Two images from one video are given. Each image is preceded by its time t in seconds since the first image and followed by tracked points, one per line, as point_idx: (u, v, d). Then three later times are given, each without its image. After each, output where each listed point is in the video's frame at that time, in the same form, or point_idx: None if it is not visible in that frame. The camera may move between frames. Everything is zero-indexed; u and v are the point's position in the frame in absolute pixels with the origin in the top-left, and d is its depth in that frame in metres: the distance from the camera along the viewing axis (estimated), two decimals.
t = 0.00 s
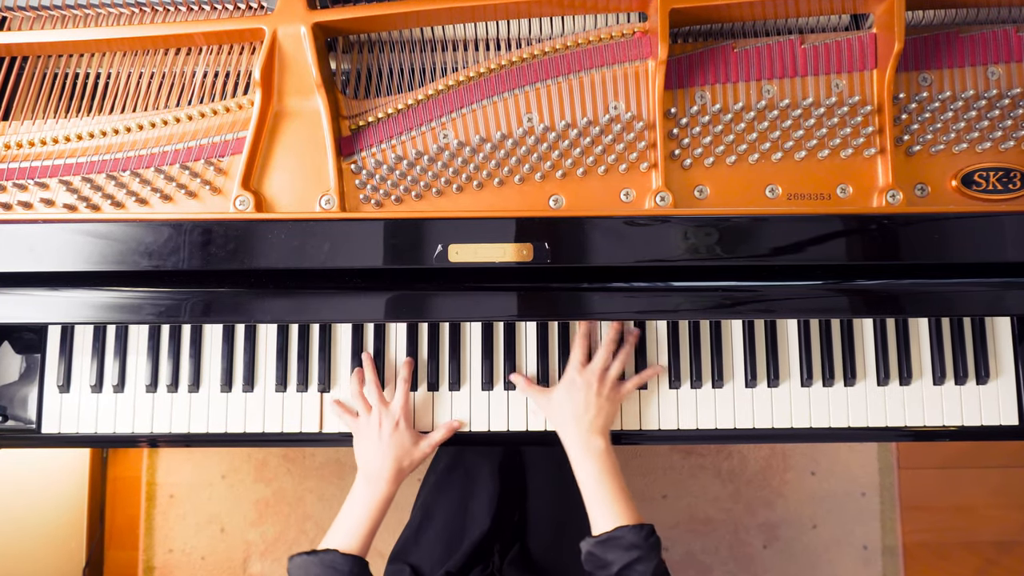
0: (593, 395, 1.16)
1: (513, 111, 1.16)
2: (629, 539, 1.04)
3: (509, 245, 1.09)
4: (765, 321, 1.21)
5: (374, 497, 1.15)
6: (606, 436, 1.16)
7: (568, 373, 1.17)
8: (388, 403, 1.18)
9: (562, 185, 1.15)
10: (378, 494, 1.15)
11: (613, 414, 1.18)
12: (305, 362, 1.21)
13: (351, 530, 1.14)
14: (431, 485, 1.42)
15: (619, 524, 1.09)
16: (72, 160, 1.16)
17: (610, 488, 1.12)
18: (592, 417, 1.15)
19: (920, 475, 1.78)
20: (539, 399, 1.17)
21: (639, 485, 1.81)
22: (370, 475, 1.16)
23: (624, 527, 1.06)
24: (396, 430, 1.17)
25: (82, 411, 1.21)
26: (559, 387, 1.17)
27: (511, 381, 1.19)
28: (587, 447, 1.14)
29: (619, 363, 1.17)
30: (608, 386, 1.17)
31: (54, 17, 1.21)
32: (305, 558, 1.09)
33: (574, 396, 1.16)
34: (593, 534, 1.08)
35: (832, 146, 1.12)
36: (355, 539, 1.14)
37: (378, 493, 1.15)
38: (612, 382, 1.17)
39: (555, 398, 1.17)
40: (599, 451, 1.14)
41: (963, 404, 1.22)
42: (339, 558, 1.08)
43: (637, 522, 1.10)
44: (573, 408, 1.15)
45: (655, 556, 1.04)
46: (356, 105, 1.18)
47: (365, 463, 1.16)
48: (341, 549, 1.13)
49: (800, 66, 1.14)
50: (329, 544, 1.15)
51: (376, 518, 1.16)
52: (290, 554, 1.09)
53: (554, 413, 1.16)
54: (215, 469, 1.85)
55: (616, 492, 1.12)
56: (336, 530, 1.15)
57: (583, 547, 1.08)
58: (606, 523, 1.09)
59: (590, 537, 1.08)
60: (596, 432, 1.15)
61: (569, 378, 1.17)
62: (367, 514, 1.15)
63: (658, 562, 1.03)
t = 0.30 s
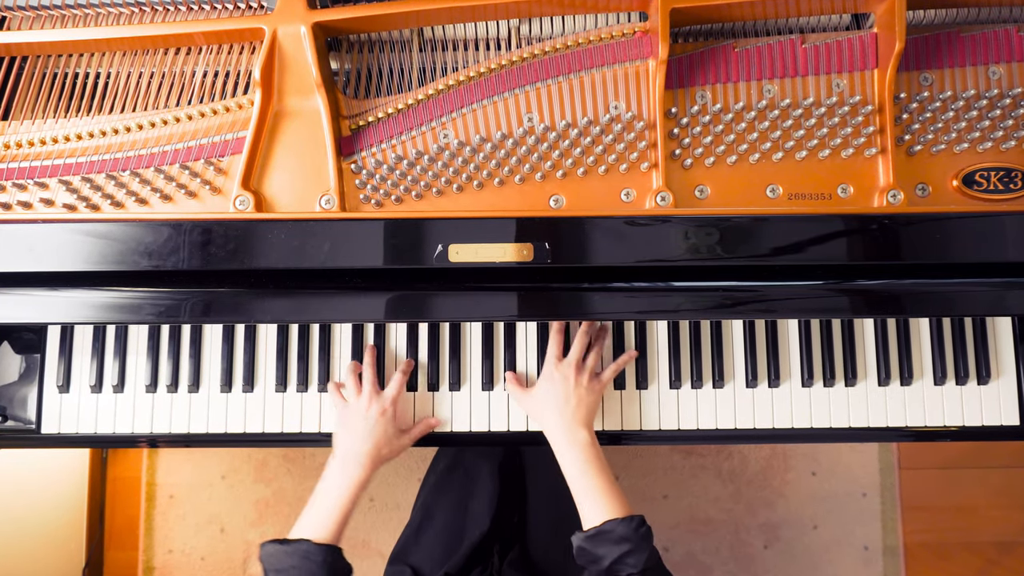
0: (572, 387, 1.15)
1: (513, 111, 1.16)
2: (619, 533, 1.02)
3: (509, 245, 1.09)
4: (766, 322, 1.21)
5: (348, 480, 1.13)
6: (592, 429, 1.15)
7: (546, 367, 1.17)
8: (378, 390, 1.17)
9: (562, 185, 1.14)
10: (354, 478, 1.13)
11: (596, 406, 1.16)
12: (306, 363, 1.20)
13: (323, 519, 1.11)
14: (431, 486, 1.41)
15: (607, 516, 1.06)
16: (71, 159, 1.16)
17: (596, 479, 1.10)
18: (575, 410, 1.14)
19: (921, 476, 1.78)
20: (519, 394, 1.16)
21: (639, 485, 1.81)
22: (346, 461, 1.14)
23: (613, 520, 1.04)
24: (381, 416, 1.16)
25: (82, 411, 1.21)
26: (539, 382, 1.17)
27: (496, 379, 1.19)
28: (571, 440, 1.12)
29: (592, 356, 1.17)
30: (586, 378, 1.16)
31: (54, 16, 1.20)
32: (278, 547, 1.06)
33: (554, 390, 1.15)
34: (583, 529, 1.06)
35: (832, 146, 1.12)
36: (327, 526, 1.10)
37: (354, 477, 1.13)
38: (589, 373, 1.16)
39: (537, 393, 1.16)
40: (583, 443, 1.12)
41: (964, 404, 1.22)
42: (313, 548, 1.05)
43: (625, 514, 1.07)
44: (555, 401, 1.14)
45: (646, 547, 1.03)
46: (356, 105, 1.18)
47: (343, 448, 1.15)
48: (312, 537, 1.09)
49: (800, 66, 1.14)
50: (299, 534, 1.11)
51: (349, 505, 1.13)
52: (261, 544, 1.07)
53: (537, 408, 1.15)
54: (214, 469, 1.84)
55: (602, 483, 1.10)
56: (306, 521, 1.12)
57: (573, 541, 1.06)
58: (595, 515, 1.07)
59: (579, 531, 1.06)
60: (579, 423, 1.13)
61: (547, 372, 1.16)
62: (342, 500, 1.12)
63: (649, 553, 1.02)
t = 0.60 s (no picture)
0: (559, 387, 1.15)
1: (513, 111, 1.16)
2: (605, 532, 1.03)
3: (510, 245, 1.09)
4: (767, 322, 1.21)
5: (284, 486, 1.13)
6: (576, 430, 1.15)
7: (533, 367, 1.17)
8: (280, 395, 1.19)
9: (562, 185, 1.14)
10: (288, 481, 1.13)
11: (581, 406, 1.16)
12: (305, 363, 1.20)
13: (277, 531, 1.10)
14: (431, 487, 1.40)
15: (592, 516, 1.06)
16: (71, 159, 1.16)
17: (581, 480, 1.10)
18: (560, 411, 1.14)
19: (922, 476, 1.78)
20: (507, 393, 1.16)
21: (639, 485, 1.81)
22: (275, 471, 1.14)
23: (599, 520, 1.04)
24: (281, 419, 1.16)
25: (82, 411, 1.21)
26: (526, 380, 1.16)
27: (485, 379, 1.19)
28: (556, 441, 1.12)
29: (582, 356, 1.17)
30: (575, 378, 1.16)
31: (54, 16, 1.20)
32: None
33: (541, 390, 1.15)
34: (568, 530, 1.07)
35: (833, 145, 1.12)
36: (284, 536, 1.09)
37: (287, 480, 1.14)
38: (578, 373, 1.16)
39: (523, 392, 1.16)
40: (568, 445, 1.12)
41: (965, 404, 1.21)
42: (277, 558, 1.05)
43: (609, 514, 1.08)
44: (540, 402, 1.14)
45: (631, 547, 1.03)
46: (356, 105, 1.18)
47: (263, 460, 1.14)
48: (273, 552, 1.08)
49: (801, 65, 1.14)
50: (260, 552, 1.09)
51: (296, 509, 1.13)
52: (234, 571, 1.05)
53: (521, 408, 1.15)
54: (214, 469, 1.84)
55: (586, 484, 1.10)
56: (264, 537, 1.10)
57: (558, 542, 1.06)
58: (579, 516, 1.07)
59: (564, 532, 1.06)
60: (561, 424, 1.13)
61: (535, 371, 1.16)
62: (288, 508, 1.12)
63: (633, 552, 1.03)
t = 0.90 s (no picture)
0: (556, 395, 1.15)
1: (514, 111, 1.16)
2: (602, 536, 1.03)
3: (510, 245, 1.08)
4: (768, 321, 1.21)
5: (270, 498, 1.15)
6: (573, 436, 1.15)
7: (530, 375, 1.17)
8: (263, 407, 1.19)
9: (563, 185, 1.14)
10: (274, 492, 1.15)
11: (577, 414, 1.16)
12: (305, 363, 1.20)
13: (266, 539, 1.13)
14: (431, 487, 1.40)
15: (588, 521, 1.07)
16: (71, 159, 1.16)
17: (578, 485, 1.10)
18: (557, 418, 1.14)
19: (922, 477, 1.77)
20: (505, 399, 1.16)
21: (640, 485, 1.81)
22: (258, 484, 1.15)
23: (596, 525, 1.05)
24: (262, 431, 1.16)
25: (81, 412, 1.21)
26: (523, 388, 1.16)
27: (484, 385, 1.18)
28: (553, 447, 1.13)
29: (579, 364, 1.16)
30: (570, 386, 1.16)
31: (53, 16, 1.20)
32: None
33: (537, 397, 1.15)
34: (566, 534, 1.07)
35: (834, 145, 1.12)
36: (274, 544, 1.13)
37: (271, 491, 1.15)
38: (573, 382, 1.16)
39: (520, 398, 1.16)
40: (564, 451, 1.12)
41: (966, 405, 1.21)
42: (269, 564, 1.08)
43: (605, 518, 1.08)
44: (536, 408, 1.14)
45: (629, 552, 1.03)
46: (356, 104, 1.18)
47: (246, 473, 1.16)
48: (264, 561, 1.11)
49: (801, 65, 1.14)
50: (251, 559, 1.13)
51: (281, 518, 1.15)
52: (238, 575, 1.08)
53: (518, 414, 1.15)
54: (214, 470, 1.84)
55: (583, 489, 1.10)
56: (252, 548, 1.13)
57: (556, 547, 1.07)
58: (575, 520, 1.08)
59: (562, 537, 1.07)
60: (557, 431, 1.13)
61: (532, 379, 1.16)
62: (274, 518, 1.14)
63: (631, 557, 1.03)
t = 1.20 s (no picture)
0: (603, 386, 1.15)
1: (514, 111, 1.15)
2: (630, 537, 0.98)
3: (510, 245, 1.08)
4: (768, 322, 1.21)
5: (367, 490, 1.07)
6: (616, 434, 1.13)
7: (577, 367, 1.17)
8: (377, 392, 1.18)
9: (563, 185, 1.14)
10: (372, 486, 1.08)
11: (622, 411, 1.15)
12: (306, 363, 1.20)
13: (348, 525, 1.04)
14: (431, 486, 1.40)
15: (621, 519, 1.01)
16: (71, 159, 1.15)
17: (617, 483, 1.06)
18: (602, 411, 1.13)
19: (924, 477, 1.77)
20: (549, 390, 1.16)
21: (640, 486, 1.80)
22: (363, 476, 1.09)
23: (626, 525, 0.99)
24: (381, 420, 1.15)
25: (81, 412, 1.20)
26: (567, 380, 1.16)
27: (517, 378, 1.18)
28: (594, 442, 1.10)
29: (628, 359, 1.16)
30: (618, 382, 1.16)
31: (53, 15, 1.20)
32: (310, 554, 1.00)
33: (583, 390, 1.15)
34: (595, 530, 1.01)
35: (835, 145, 1.12)
36: (355, 533, 1.03)
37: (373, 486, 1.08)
38: (622, 377, 1.16)
39: (566, 391, 1.16)
40: (608, 447, 1.10)
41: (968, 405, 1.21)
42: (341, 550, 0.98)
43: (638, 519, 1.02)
44: (582, 401, 1.13)
45: (656, 558, 0.97)
46: (356, 104, 1.17)
47: (353, 457, 1.12)
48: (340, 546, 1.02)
49: (802, 65, 1.14)
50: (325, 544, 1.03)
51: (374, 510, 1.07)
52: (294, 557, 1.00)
53: (563, 406, 1.14)
54: (214, 470, 1.84)
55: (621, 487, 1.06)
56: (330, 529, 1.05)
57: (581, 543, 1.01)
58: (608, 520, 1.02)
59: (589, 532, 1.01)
60: (601, 425, 1.11)
61: (579, 372, 1.16)
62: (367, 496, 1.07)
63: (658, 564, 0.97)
